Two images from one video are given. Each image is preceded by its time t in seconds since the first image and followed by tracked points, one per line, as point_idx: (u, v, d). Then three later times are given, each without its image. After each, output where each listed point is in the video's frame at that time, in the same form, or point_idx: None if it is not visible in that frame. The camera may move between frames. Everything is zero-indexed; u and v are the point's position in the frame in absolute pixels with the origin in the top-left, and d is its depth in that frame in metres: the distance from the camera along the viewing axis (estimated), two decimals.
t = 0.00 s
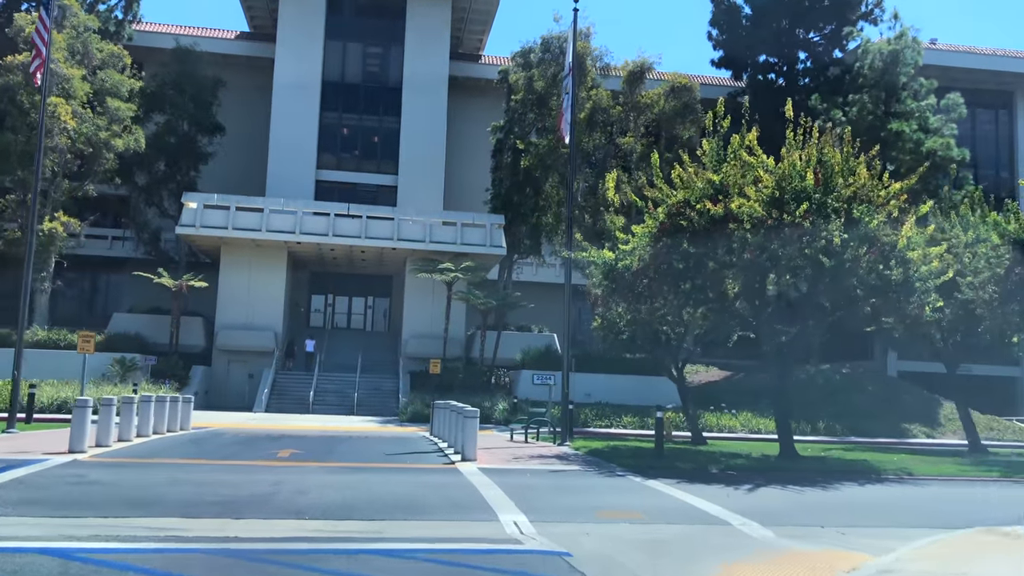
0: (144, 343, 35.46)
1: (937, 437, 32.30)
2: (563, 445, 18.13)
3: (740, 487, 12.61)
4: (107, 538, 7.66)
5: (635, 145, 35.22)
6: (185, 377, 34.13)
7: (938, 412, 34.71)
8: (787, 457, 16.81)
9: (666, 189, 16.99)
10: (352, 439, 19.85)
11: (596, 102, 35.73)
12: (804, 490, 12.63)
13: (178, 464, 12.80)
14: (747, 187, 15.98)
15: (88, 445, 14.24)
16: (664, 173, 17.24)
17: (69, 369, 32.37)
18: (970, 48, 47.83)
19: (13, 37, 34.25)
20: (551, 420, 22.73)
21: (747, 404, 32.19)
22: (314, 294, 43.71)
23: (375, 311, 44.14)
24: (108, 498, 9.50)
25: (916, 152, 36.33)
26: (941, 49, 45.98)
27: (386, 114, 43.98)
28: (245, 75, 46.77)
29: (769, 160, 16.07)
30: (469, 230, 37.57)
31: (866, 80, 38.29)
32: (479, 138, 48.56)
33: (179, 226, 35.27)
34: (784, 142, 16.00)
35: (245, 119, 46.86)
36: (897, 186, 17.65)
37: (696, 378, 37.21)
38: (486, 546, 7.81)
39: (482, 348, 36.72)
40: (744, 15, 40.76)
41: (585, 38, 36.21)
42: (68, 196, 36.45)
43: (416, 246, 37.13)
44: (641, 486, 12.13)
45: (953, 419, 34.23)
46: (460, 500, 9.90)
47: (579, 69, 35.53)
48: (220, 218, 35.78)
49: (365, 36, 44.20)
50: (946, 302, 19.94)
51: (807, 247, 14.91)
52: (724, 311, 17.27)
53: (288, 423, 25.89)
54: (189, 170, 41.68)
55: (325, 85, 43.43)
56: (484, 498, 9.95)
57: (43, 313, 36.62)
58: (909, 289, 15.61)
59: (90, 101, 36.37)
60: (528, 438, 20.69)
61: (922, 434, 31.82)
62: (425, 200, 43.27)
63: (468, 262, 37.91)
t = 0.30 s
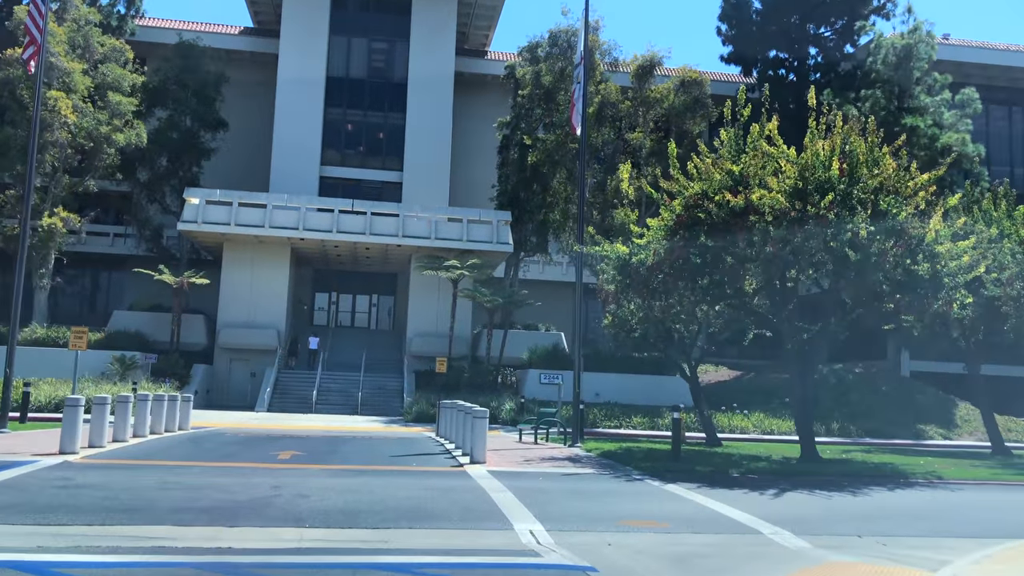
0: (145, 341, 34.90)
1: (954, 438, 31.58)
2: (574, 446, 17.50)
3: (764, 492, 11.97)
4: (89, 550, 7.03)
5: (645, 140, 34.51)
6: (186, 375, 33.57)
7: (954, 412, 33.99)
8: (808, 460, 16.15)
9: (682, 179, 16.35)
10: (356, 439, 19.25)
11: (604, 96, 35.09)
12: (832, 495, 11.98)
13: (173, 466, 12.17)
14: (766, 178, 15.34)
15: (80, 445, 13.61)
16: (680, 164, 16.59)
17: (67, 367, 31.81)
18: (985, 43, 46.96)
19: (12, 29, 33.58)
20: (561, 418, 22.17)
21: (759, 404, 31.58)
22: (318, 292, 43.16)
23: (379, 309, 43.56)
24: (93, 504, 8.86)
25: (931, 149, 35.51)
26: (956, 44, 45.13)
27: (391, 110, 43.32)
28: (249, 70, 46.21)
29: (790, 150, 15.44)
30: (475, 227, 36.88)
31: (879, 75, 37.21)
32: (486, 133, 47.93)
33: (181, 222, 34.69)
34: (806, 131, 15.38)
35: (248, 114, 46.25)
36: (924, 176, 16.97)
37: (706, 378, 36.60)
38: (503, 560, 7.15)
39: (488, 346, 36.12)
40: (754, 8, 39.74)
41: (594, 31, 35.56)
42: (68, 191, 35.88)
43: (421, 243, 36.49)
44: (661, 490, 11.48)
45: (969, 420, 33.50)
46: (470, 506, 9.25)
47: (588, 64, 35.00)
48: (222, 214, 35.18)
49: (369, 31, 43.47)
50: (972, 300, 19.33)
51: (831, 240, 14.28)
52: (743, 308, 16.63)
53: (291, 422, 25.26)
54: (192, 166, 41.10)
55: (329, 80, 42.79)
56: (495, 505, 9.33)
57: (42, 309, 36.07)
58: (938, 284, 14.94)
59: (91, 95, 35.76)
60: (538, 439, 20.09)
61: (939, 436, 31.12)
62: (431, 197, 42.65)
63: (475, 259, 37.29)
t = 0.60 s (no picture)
0: (144, 339, 34.40)
1: (965, 441, 30.95)
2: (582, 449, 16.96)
3: (784, 497, 11.42)
4: (69, 562, 6.50)
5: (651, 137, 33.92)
6: (185, 374, 33.13)
7: (965, 414, 33.33)
8: (825, 464, 15.63)
9: (694, 172, 15.84)
10: (357, 440, 18.71)
11: (610, 92, 34.56)
12: (855, 501, 11.45)
13: (165, 468, 11.66)
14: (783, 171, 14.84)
15: (70, 446, 13.08)
16: (693, 157, 16.03)
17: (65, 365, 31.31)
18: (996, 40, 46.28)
19: (9, 22, 33.05)
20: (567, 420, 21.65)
21: (767, 406, 30.98)
22: (319, 291, 42.65)
23: (381, 308, 43.03)
24: (76, 510, 8.34)
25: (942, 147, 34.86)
26: (966, 41, 44.45)
27: (394, 106, 42.79)
28: (251, 67, 45.69)
29: (807, 142, 14.94)
30: (479, 225, 36.35)
31: (889, 72, 36.35)
32: (490, 130, 47.44)
33: (181, 218, 34.20)
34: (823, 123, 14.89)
35: (249, 111, 45.73)
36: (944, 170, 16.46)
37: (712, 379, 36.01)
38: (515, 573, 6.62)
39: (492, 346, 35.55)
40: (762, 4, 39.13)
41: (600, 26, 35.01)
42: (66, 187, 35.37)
43: (424, 241, 35.97)
44: (677, 495, 10.94)
45: (980, 422, 32.84)
46: (478, 513, 8.71)
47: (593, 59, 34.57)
48: (222, 211, 34.67)
49: (372, 27, 42.93)
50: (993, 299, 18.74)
51: (852, 235, 13.78)
52: (757, 307, 16.08)
53: (291, 422, 24.71)
54: (193, 162, 40.59)
55: (331, 76, 42.27)
56: (505, 512, 8.79)
57: (40, 307, 35.55)
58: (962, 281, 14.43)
59: (90, 90, 35.24)
60: (544, 440, 19.56)
61: (950, 439, 30.49)
62: (434, 194, 42.14)
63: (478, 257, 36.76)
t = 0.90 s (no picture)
0: (140, 338, 33.95)
1: (972, 443, 30.50)
2: (586, 451, 16.50)
3: (799, 503, 10.97)
4: None
5: (653, 135, 33.46)
6: (182, 374, 32.71)
7: (971, 416, 32.81)
8: (837, 467, 15.21)
9: (702, 166, 15.45)
10: (356, 442, 18.25)
11: (613, 89, 34.12)
12: (873, 506, 10.98)
13: (156, 471, 11.21)
14: (795, 165, 14.44)
15: (58, 449, 12.60)
16: (701, 152, 15.67)
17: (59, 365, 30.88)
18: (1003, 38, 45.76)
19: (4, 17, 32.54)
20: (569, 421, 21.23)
21: (772, 407, 30.54)
22: (318, 290, 42.21)
23: (380, 308, 42.59)
24: (57, 517, 7.89)
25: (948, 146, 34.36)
26: (971, 40, 43.99)
27: (394, 104, 42.33)
28: (250, 65, 45.24)
29: (819, 136, 14.60)
30: (480, 223, 35.91)
31: (893, 70, 35.80)
32: (491, 128, 47.02)
33: (178, 216, 33.78)
34: (836, 116, 14.55)
35: (248, 108, 45.28)
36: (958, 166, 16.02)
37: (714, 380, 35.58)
38: None
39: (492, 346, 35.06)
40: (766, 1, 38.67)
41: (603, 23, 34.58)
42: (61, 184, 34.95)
43: (425, 239, 35.53)
44: (688, 500, 10.49)
45: (987, 424, 32.36)
46: (482, 520, 8.27)
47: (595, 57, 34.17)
48: (220, 209, 34.22)
49: (372, 24, 42.46)
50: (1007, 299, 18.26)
51: (866, 231, 13.36)
52: (766, 306, 15.70)
53: (289, 423, 24.21)
54: (190, 160, 40.14)
55: (331, 74, 41.80)
56: (509, 519, 8.32)
57: (34, 306, 35.09)
58: (979, 280, 13.97)
59: (86, 86, 34.76)
60: (546, 442, 19.12)
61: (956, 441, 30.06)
62: (434, 193, 41.68)
63: (479, 256, 36.33)
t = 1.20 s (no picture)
0: (133, 336, 33.51)
1: (976, 443, 30.14)
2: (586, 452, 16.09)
3: (812, 506, 10.55)
4: None
5: (654, 131, 33.06)
6: (175, 373, 32.27)
7: (974, 416, 32.47)
8: (846, 469, 14.81)
9: (709, 159, 15.07)
10: (352, 442, 17.82)
11: (614, 85, 33.69)
12: (888, 510, 10.58)
13: (142, 473, 10.76)
14: (804, 158, 14.04)
15: (41, 450, 12.15)
16: (708, 145, 15.29)
17: (50, 363, 30.44)
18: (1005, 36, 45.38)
19: None
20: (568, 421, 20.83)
21: (774, 407, 30.16)
22: (314, 288, 41.77)
23: (377, 307, 42.17)
24: (34, 524, 7.44)
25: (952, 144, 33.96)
26: (973, 37, 43.62)
27: (392, 101, 41.90)
28: (245, 61, 44.79)
29: (828, 128, 14.23)
30: (478, 221, 35.49)
31: (896, 67, 35.37)
32: (489, 125, 46.61)
33: (172, 213, 33.34)
34: (847, 109, 14.16)
35: (244, 105, 44.82)
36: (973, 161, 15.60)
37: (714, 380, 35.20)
38: None
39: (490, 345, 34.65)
40: None
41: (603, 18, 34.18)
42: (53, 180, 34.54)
43: (422, 237, 35.09)
44: (696, 504, 10.07)
45: (991, 424, 32.00)
46: (482, 527, 7.82)
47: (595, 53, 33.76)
48: (215, 206, 33.78)
49: (369, 20, 41.98)
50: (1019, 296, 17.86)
51: (878, 226, 12.94)
52: (772, 304, 15.31)
53: (285, 423, 23.75)
54: (185, 156, 39.67)
55: (327, 70, 41.33)
56: (511, 525, 7.90)
57: (26, 303, 34.60)
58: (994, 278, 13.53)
59: (78, 81, 34.29)
60: (545, 442, 18.72)
61: (960, 441, 29.71)
62: (431, 190, 41.25)
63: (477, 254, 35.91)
